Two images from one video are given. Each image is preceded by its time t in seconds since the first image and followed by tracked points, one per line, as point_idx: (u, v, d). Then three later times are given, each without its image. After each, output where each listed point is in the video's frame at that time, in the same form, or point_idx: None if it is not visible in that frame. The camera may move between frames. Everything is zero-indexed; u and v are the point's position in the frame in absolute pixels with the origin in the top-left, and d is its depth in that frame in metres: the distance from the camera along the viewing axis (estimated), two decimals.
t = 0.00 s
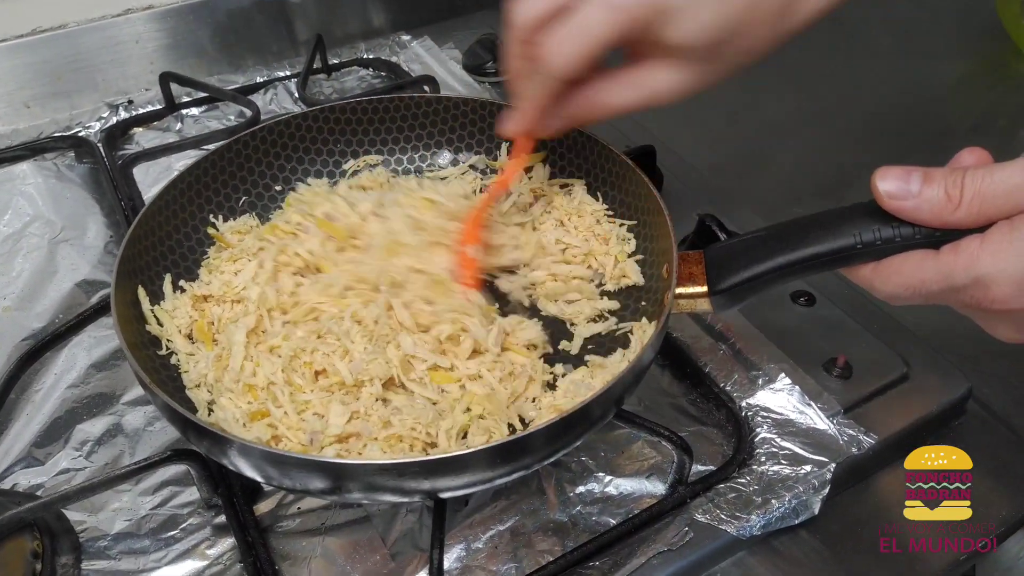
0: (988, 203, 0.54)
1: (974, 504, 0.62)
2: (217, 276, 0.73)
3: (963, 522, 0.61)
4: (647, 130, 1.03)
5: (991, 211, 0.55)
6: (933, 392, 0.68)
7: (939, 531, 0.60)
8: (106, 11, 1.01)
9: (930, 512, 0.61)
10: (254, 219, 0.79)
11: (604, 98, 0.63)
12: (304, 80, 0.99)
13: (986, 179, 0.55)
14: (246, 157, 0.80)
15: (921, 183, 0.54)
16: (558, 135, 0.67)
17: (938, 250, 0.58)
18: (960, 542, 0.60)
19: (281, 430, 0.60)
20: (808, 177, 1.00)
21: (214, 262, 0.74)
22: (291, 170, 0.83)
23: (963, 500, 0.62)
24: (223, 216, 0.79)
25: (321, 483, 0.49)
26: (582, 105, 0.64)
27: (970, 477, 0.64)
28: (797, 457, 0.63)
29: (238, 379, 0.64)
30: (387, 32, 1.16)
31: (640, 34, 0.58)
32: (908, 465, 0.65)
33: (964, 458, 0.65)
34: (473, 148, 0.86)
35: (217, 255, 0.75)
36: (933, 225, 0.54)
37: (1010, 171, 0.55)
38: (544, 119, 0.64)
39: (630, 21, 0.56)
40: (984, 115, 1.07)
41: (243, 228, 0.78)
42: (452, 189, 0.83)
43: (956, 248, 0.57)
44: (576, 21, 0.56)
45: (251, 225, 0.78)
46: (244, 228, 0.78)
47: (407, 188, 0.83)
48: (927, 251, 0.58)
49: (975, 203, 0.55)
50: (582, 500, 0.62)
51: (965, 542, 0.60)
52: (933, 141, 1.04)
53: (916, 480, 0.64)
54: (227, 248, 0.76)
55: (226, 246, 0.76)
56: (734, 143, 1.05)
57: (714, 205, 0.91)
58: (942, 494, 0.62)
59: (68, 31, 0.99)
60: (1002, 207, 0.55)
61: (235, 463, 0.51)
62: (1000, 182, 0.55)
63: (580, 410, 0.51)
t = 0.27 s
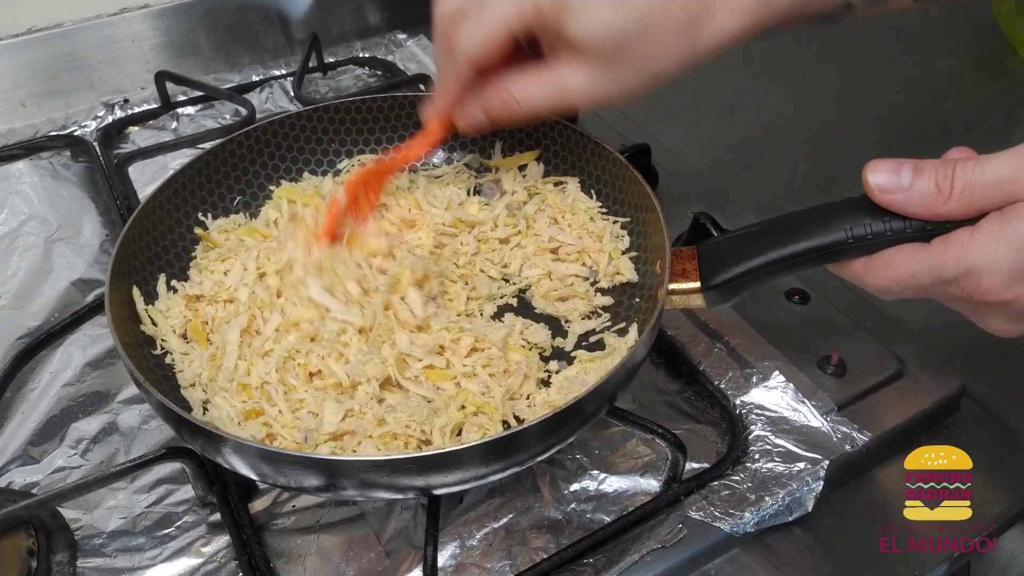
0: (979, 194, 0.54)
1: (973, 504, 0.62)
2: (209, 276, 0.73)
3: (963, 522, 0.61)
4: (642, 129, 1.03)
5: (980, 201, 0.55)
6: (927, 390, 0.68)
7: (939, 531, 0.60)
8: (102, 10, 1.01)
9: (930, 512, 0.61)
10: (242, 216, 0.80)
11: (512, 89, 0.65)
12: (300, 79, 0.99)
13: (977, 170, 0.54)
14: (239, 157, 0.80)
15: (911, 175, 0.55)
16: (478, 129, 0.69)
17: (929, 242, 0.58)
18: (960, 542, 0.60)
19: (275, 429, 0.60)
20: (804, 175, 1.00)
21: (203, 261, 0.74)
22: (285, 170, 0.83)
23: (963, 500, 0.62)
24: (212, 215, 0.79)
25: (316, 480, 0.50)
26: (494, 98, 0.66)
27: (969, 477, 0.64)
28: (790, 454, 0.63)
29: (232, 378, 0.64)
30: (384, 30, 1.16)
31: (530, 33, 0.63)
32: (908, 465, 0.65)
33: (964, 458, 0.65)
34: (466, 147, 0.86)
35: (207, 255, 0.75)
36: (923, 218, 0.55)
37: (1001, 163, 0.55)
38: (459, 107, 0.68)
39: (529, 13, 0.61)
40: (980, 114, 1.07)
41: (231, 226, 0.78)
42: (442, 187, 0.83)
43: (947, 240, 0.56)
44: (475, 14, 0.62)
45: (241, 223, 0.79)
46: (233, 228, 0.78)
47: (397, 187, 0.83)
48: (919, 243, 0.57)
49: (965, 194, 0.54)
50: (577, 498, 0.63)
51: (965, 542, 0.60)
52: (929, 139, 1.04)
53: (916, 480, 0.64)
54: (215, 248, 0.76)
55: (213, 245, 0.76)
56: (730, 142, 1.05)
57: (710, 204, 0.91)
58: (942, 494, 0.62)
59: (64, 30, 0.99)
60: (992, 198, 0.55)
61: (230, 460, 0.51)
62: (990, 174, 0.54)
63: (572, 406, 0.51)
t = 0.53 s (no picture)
0: (970, 178, 0.56)
1: (973, 504, 0.62)
2: (209, 279, 0.74)
3: (963, 522, 0.61)
4: (641, 129, 1.03)
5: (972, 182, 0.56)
6: (922, 386, 0.69)
7: (939, 531, 0.60)
8: (105, 11, 1.02)
9: (930, 512, 0.61)
10: (241, 219, 0.80)
11: (519, 26, 0.78)
12: (301, 80, 1.00)
13: (967, 155, 0.56)
14: (236, 160, 0.81)
15: (904, 161, 0.56)
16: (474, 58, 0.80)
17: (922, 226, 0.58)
18: (959, 542, 0.60)
19: (282, 428, 0.60)
20: (801, 175, 1.01)
21: (203, 264, 0.75)
22: (282, 170, 0.84)
23: (963, 500, 0.62)
24: (209, 217, 0.79)
25: (317, 476, 0.50)
26: (494, 36, 0.79)
27: (969, 477, 0.64)
28: (786, 450, 0.63)
29: (237, 379, 0.64)
30: (385, 31, 1.17)
31: None
32: (908, 464, 0.66)
33: (964, 459, 0.65)
34: (460, 146, 0.87)
35: (205, 258, 0.75)
36: (914, 204, 0.56)
37: (989, 145, 0.56)
38: (460, 41, 0.78)
39: None
40: (978, 114, 1.08)
41: (229, 229, 0.78)
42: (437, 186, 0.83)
43: (940, 223, 0.57)
44: None
45: (238, 225, 0.79)
46: (232, 230, 0.78)
47: (392, 187, 0.84)
48: (912, 229, 0.58)
49: (957, 178, 0.56)
50: (574, 493, 0.63)
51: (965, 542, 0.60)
52: (926, 139, 1.04)
53: (916, 480, 0.64)
54: (215, 250, 0.76)
55: (213, 248, 0.76)
56: (728, 142, 1.06)
57: (707, 203, 0.92)
58: (942, 493, 0.63)
59: (68, 31, 1.00)
60: (984, 179, 0.56)
61: (231, 456, 0.52)
62: (981, 157, 0.56)
63: (571, 402, 0.51)
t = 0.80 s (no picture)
0: (974, 173, 0.56)
1: (973, 504, 0.62)
2: (211, 284, 0.74)
3: (962, 522, 0.61)
4: (643, 128, 1.04)
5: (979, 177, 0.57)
6: (924, 384, 0.69)
7: (939, 531, 0.60)
8: (108, 11, 1.02)
9: (930, 512, 0.62)
10: (242, 220, 0.80)
11: (530, 118, 0.62)
12: (303, 80, 1.00)
13: (971, 151, 0.57)
14: (238, 161, 0.80)
15: (909, 157, 0.56)
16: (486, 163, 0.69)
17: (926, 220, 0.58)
18: (959, 542, 0.60)
19: (293, 431, 0.61)
20: (802, 174, 1.01)
21: (201, 270, 0.74)
22: (282, 173, 0.84)
23: (963, 500, 0.63)
24: (210, 219, 0.79)
25: (322, 477, 0.50)
26: (500, 133, 0.65)
27: (969, 477, 0.64)
28: (787, 448, 0.64)
29: (243, 382, 0.65)
30: (386, 31, 1.17)
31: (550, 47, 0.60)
32: (908, 465, 0.66)
33: (964, 459, 0.65)
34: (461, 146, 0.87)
35: (205, 264, 0.75)
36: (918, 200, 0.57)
37: (993, 141, 0.57)
38: (468, 145, 0.67)
39: (546, 36, 0.58)
40: (979, 112, 1.08)
41: (227, 234, 0.78)
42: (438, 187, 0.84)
43: (944, 218, 0.57)
44: (488, 42, 0.58)
45: (240, 227, 0.79)
46: (231, 235, 0.78)
47: (395, 189, 0.85)
48: (916, 223, 0.58)
49: (961, 174, 0.56)
50: (577, 490, 0.63)
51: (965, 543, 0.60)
52: (927, 138, 1.05)
53: (916, 480, 0.64)
54: (214, 257, 0.76)
55: (212, 254, 0.76)
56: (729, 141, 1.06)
57: (709, 202, 0.92)
58: (942, 493, 0.63)
59: (71, 31, 1.00)
60: (989, 175, 0.57)
61: (234, 457, 0.52)
62: (986, 153, 0.57)
63: (578, 405, 0.52)
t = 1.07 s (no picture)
0: (980, 180, 0.57)
1: (973, 504, 0.62)
2: (216, 277, 0.73)
3: (962, 522, 0.61)
4: (643, 129, 1.03)
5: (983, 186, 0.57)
6: (925, 385, 0.69)
7: (939, 531, 0.60)
8: (108, 10, 1.02)
9: (929, 512, 0.62)
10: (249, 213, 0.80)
11: (580, 83, 0.63)
12: (303, 79, 1.00)
13: (977, 157, 0.57)
14: (244, 155, 0.80)
15: (914, 162, 0.56)
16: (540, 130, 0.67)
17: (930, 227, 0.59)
18: (959, 542, 0.60)
19: (293, 422, 0.60)
20: (803, 173, 1.01)
21: (207, 262, 0.74)
22: (288, 167, 0.84)
23: (963, 500, 0.62)
24: (217, 211, 0.79)
25: (325, 468, 0.50)
26: (555, 101, 0.64)
27: (969, 477, 0.64)
28: (788, 448, 0.64)
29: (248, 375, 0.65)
30: (387, 30, 1.17)
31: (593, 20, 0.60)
32: (908, 465, 0.66)
33: (964, 459, 0.65)
34: (468, 142, 0.87)
35: (210, 256, 0.74)
36: (922, 204, 0.56)
37: (999, 150, 0.57)
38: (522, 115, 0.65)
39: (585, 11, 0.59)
40: (980, 111, 1.08)
41: (233, 227, 0.77)
42: (443, 183, 0.84)
43: (949, 225, 0.57)
44: (531, 22, 0.59)
45: (246, 219, 0.79)
46: (237, 227, 0.78)
47: (399, 183, 0.84)
48: (919, 229, 0.59)
49: (966, 180, 0.57)
50: (578, 491, 0.63)
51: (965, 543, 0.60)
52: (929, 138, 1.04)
53: (916, 480, 0.64)
54: (219, 249, 0.76)
55: (217, 247, 0.76)
56: (729, 141, 1.06)
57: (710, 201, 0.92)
58: (942, 494, 0.63)
59: (70, 30, 1.00)
60: (995, 183, 0.57)
61: (241, 449, 0.52)
62: (991, 160, 0.57)
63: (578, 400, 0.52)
